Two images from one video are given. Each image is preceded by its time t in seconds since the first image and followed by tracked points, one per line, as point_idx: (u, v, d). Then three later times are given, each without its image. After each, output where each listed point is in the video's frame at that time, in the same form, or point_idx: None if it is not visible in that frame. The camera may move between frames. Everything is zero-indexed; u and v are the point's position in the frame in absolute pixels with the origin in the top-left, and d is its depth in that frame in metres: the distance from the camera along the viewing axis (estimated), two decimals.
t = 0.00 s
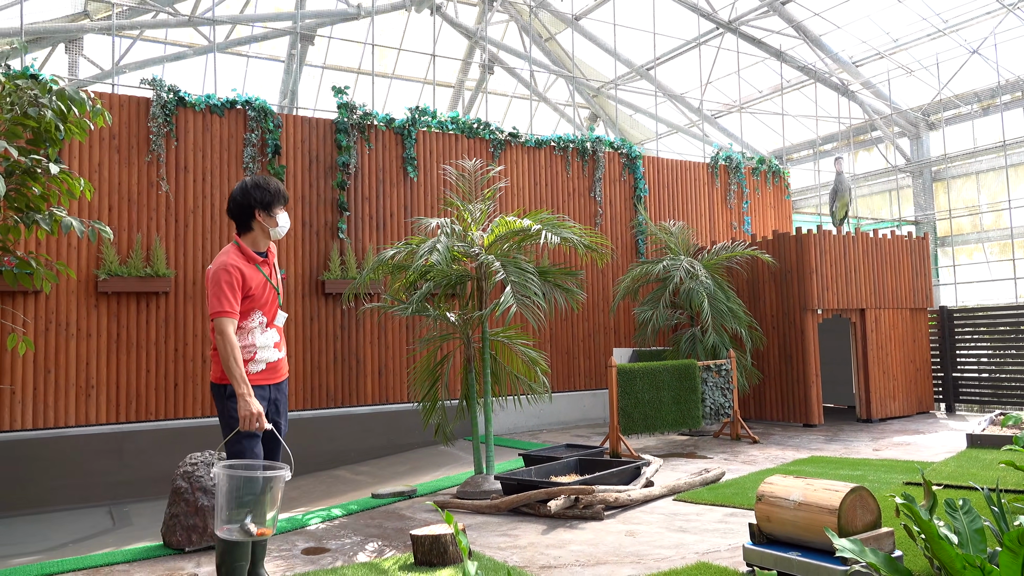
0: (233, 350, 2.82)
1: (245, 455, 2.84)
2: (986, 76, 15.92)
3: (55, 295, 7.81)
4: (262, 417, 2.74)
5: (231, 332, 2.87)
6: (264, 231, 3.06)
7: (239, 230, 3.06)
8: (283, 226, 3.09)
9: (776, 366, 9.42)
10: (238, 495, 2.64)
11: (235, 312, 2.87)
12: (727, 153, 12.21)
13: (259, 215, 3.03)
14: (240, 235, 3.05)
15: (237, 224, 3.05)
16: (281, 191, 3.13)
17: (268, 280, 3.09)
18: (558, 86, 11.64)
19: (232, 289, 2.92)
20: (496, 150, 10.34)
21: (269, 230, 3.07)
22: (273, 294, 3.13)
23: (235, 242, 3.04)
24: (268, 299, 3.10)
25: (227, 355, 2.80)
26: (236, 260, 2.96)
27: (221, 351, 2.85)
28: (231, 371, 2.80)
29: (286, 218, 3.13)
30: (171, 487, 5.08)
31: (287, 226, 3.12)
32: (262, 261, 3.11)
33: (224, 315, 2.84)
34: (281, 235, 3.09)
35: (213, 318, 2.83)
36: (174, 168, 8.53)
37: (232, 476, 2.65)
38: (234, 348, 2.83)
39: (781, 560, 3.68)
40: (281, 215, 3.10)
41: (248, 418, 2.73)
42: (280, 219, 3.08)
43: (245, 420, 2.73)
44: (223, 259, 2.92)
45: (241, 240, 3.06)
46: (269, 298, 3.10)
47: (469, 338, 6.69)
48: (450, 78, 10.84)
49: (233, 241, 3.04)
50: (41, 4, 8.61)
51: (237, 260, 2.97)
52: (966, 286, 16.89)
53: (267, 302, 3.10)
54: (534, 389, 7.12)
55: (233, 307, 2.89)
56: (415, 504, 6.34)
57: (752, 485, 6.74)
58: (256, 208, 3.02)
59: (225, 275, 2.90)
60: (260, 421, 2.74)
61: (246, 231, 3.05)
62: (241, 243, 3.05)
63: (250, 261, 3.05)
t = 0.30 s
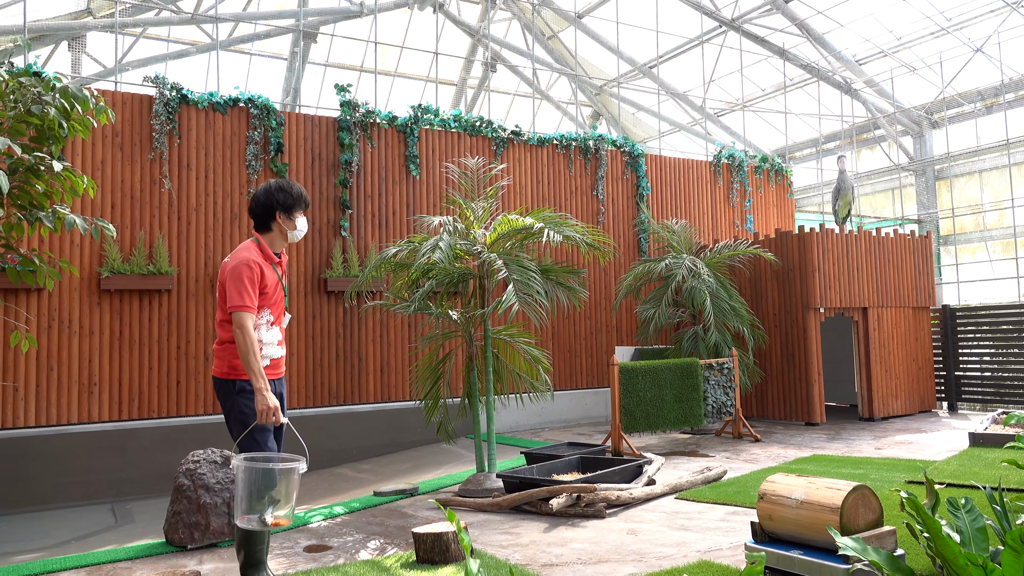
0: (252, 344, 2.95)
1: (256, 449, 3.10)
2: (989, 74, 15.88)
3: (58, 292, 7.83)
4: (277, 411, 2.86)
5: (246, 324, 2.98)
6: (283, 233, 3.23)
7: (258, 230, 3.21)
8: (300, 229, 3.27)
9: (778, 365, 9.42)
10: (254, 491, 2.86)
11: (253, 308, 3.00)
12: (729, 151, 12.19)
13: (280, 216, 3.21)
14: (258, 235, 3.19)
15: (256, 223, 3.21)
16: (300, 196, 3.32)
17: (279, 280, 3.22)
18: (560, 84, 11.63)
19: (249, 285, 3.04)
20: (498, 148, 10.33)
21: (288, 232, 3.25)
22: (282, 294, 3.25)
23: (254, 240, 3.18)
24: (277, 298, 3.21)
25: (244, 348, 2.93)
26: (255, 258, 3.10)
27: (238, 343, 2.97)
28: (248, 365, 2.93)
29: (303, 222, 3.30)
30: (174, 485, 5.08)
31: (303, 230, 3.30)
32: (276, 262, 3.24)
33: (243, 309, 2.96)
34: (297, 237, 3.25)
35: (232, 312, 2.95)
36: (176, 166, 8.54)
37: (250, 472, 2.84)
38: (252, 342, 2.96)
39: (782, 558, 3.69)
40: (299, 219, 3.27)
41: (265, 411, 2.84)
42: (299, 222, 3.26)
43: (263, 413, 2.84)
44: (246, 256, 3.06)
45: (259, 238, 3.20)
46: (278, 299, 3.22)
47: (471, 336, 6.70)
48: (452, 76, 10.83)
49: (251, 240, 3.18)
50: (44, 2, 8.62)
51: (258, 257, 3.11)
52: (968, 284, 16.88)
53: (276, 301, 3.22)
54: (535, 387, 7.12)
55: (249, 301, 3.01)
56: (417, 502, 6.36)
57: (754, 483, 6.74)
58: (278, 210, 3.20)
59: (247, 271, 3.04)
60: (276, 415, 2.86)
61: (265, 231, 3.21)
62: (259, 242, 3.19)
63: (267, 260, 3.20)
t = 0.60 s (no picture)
0: (270, 356, 3.00)
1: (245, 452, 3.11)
2: (985, 72, 15.93)
3: (53, 291, 7.81)
4: (294, 425, 2.97)
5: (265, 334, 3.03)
6: (296, 240, 3.31)
7: (270, 234, 3.27)
8: (311, 236, 3.36)
9: (774, 364, 9.43)
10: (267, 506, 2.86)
11: (272, 318, 3.05)
12: (725, 150, 12.22)
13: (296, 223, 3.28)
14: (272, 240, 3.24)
15: (270, 228, 3.26)
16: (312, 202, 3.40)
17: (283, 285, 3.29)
18: (557, 83, 11.63)
19: (267, 295, 3.08)
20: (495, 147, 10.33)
21: (300, 237, 3.32)
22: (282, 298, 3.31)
23: (269, 246, 3.21)
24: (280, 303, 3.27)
25: (264, 359, 2.98)
26: (274, 267, 3.14)
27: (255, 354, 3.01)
28: (266, 376, 2.99)
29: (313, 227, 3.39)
30: (170, 484, 5.09)
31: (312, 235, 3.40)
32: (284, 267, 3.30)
33: (263, 320, 3.01)
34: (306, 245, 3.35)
35: (253, 323, 2.98)
36: (172, 165, 8.52)
37: (276, 485, 2.81)
38: (270, 355, 3.01)
39: (779, 557, 3.69)
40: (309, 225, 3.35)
41: (283, 425, 2.95)
42: (311, 229, 3.35)
43: (281, 426, 2.95)
44: (267, 264, 3.10)
45: (273, 242, 3.26)
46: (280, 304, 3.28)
47: (468, 335, 6.70)
48: (449, 75, 10.83)
49: (267, 245, 3.22)
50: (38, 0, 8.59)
51: (274, 265, 3.16)
52: (964, 283, 16.92)
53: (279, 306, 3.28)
54: (531, 385, 7.11)
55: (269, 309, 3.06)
56: (414, 501, 6.35)
57: (751, 482, 6.75)
58: (296, 217, 3.28)
59: (266, 280, 3.08)
60: (294, 430, 2.97)
61: (280, 237, 3.28)
62: (273, 248, 3.24)
63: (279, 266, 3.25)
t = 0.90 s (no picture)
0: (278, 380, 2.99)
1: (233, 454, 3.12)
2: (982, 72, 15.96)
3: (51, 291, 7.80)
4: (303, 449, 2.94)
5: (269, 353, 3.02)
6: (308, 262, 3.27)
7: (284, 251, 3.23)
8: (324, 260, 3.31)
9: (772, 363, 9.44)
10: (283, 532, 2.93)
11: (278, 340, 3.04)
12: (723, 150, 12.24)
13: (313, 246, 3.24)
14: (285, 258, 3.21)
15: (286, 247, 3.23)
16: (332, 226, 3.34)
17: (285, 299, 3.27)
18: (554, 82, 11.63)
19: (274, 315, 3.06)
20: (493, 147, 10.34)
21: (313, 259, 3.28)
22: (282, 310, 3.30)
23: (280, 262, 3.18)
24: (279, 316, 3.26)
25: (272, 382, 2.98)
26: (283, 286, 3.12)
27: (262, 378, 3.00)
28: (274, 398, 2.97)
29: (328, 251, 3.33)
30: (167, 484, 5.07)
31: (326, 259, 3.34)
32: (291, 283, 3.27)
33: (269, 341, 3.00)
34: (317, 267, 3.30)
35: (261, 346, 2.96)
36: (169, 165, 8.50)
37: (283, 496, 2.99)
38: (278, 379, 3.01)
39: (776, 556, 3.69)
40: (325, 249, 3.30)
41: (291, 449, 2.91)
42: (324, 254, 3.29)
43: (289, 450, 2.91)
44: (276, 284, 3.07)
45: (285, 260, 3.22)
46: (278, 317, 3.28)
47: (465, 335, 6.69)
48: (447, 75, 10.83)
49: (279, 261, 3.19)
50: None
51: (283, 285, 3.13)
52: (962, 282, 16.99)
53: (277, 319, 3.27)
54: (529, 385, 7.09)
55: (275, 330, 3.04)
56: (412, 501, 6.35)
57: (749, 481, 6.75)
58: (311, 242, 3.23)
59: (274, 300, 3.05)
60: (302, 452, 2.94)
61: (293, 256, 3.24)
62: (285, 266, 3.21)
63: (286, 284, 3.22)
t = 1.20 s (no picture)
0: (283, 411, 2.92)
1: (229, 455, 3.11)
2: (978, 75, 15.97)
3: (47, 293, 7.78)
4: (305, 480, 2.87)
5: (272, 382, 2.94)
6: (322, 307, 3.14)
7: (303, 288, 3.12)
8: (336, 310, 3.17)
9: (770, 365, 9.44)
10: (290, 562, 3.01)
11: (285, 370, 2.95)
12: (720, 152, 12.24)
13: (318, 293, 3.09)
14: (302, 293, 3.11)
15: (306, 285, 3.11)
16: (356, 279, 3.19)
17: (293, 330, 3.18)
18: (552, 84, 11.65)
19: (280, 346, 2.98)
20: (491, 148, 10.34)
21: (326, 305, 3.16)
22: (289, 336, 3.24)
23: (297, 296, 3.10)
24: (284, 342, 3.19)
25: (276, 412, 2.90)
26: (293, 318, 3.05)
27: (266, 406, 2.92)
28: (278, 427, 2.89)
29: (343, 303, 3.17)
30: (164, 486, 5.04)
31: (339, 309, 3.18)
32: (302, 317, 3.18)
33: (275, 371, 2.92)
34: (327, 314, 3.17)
35: (268, 375, 2.88)
36: (167, 166, 8.49)
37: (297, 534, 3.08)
38: (283, 407, 2.93)
39: (774, 558, 3.69)
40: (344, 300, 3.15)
41: (295, 478, 2.85)
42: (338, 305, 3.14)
43: (292, 480, 2.85)
44: (286, 315, 3.00)
45: (301, 296, 3.12)
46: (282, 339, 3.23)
47: (463, 337, 6.67)
48: (444, 77, 10.84)
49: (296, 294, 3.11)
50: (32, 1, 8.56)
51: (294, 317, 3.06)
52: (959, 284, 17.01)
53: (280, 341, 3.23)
54: (526, 387, 7.07)
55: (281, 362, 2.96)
56: (409, 504, 6.33)
57: (747, 484, 6.74)
58: (330, 291, 3.08)
59: (282, 331, 2.98)
60: (306, 484, 2.87)
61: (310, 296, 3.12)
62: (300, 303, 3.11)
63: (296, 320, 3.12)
